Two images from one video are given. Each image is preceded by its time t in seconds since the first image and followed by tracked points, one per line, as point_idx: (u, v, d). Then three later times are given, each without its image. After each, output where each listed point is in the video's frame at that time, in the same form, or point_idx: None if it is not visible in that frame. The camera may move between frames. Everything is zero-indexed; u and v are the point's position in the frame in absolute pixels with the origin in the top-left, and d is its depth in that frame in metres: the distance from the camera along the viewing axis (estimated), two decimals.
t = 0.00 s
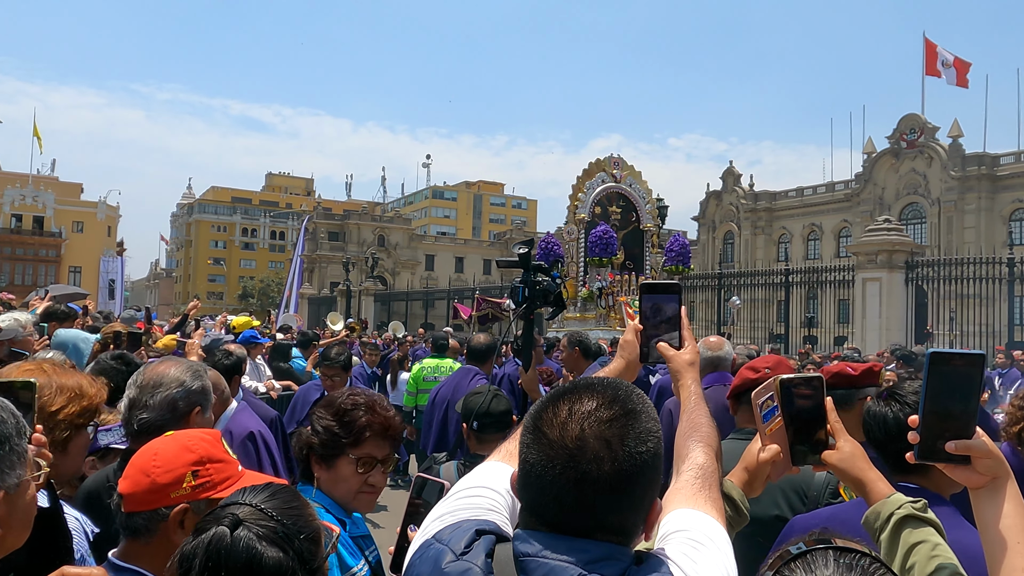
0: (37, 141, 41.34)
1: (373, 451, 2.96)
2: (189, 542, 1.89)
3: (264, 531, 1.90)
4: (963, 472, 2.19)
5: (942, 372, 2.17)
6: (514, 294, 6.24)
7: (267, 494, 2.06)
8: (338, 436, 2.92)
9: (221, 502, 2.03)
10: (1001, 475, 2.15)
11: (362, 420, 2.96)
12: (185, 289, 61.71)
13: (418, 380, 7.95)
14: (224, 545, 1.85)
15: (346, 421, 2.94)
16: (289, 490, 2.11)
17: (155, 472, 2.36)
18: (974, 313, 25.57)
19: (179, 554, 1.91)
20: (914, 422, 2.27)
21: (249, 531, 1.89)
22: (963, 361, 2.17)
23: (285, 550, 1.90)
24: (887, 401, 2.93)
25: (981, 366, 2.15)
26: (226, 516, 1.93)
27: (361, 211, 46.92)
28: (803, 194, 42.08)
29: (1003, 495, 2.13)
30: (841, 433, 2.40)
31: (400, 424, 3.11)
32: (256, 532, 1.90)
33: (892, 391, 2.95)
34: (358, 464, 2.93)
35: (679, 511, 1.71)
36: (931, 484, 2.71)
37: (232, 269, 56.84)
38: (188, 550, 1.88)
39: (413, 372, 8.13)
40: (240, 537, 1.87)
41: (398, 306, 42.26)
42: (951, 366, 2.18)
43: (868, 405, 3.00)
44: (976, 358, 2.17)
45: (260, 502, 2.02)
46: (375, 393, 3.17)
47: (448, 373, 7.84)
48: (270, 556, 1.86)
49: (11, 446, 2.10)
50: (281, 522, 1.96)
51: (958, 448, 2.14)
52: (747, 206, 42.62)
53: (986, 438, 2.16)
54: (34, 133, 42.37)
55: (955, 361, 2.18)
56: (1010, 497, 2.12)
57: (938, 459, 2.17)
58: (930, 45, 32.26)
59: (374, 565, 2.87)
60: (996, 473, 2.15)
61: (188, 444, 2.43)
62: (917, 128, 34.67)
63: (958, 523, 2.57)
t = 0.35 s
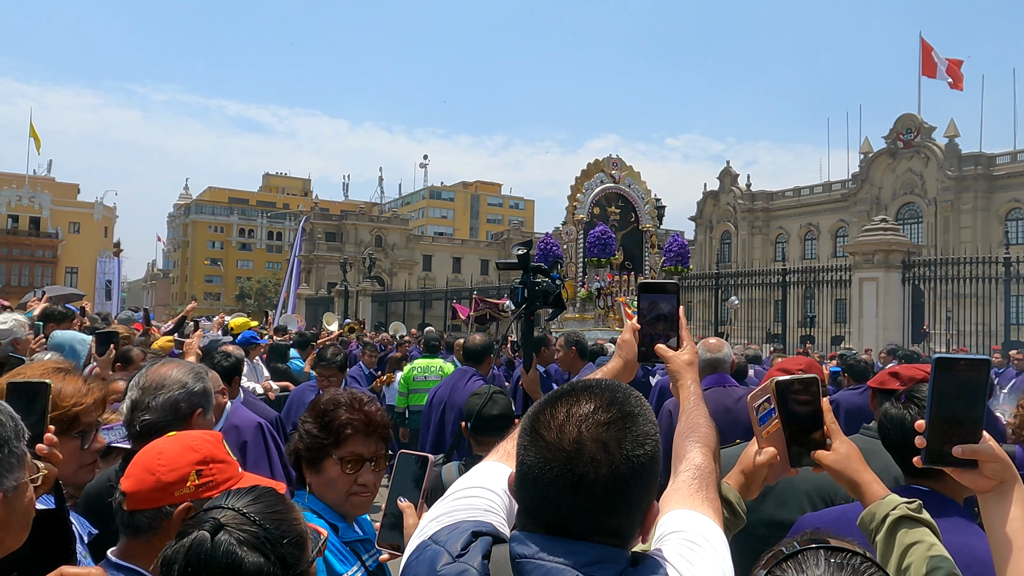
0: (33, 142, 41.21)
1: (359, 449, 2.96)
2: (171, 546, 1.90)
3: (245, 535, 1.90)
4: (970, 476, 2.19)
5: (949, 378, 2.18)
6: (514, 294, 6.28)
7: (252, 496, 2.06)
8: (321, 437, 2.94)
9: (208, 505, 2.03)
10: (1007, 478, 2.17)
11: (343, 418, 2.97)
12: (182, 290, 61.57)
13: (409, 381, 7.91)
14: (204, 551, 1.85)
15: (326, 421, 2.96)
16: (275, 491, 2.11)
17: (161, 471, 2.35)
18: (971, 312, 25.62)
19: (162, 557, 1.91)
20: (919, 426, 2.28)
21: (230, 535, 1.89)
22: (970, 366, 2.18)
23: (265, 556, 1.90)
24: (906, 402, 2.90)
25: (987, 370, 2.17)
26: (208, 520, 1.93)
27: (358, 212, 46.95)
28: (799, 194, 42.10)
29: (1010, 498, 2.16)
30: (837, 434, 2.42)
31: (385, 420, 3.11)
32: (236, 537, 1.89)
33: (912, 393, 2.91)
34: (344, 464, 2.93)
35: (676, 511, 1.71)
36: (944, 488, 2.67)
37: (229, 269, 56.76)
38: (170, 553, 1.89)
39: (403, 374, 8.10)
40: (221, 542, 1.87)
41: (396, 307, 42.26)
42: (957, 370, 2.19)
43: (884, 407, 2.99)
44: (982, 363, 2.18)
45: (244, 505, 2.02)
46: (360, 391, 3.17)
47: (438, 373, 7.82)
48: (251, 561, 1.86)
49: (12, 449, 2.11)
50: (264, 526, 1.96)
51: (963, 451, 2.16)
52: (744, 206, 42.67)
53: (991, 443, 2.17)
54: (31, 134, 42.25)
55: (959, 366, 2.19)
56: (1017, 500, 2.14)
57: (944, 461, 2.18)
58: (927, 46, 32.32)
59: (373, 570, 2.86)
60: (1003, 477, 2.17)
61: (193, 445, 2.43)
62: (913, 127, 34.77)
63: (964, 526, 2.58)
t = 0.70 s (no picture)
0: (29, 142, 41.04)
1: (333, 455, 2.96)
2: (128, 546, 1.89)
3: (201, 534, 1.87)
4: (969, 473, 2.17)
5: (948, 373, 2.19)
6: (514, 295, 6.29)
7: (209, 494, 2.02)
8: (293, 447, 2.96)
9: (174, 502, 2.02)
10: (1007, 476, 2.15)
11: (314, 425, 2.97)
12: (179, 290, 61.48)
13: (402, 382, 7.89)
14: (156, 550, 1.83)
15: (297, 429, 2.98)
16: (234, 489, 2.07)
17: (162, 470, 2.36)
18: (967, 312, 25.65)
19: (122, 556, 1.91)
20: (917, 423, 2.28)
21: (186, 533, 1.86)
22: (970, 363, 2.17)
23: (222, 553, 1.87)
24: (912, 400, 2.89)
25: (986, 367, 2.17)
26: (166, 518, 1.91)
27: (356, 212, 46.93)
28: (796, 193, 42.10)
29: (1008, 496, 2.13)
30: (827, 438, 2.39)
31: (362, 424, 3.09)
32: (193, 535, 1.86)
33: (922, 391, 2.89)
34: (320, 471, 2.92)
35: (668, 509, 1.70)
36: (944, 488, 2.68)
37: (226, 269, 56.63)
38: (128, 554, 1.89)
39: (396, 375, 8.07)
40: (176, 540, 1.84)
41: (393, 308, 42.21)
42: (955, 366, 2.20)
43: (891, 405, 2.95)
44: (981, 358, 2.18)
45: (201, 503, 1.97)
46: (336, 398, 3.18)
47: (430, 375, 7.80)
48: (206, 558, 1.83)
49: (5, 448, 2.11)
50: (224, 524, 1.93)
51: (962, 448, 2.14)
52: (741, 206, 42.70)
53: (991, 439, 2.15)
54: (27, 134, 42.07)
55: (960, 363, 2.19)
56: (1016, 497, 2.12)
57: (943, 458, 2.17)
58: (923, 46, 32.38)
59: None
60: (1002, 474, 2.15)
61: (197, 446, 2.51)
62: (910, 128, 34.83)
63: (961, 528, 2.57)
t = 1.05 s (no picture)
0: (27, 143, 40.89)
1: (317, 445, 2.95)
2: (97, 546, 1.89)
3: (172, 528, 1.87)
4: (962, 474, 2.17)
5: (938, 373, 2.18)
6: (514, 295, 6.31)
7: (177, 490, 2.02)
8: (279, 441, 3.00)
9: (143, 498, 2.02)
10: (1000, 477, 2.15)
11: (296, 416, 2.99)
12: (177, 291, 61.34)
13: (400, 382, 7.90)
14: (127, 546, 1.82)
15: (282, 424, 3.01)
16: (200, 484, 2.08)
17: (151, 469, 2.36)
18: (965, 312, 25.68)
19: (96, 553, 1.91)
20: (909, 423, 2.28)
21: (156, 529, 1.86)
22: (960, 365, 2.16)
23: (195, 544, 1.87)
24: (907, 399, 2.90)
25: (977, 369, 2.16)
26: (135, 514, 1.91)
27: (354, 213, 46.95)
28: (794, 194, 42.09)
29: (1001, 497, 2.13)
30: (819, 453, 2.39)
31: (347, 414, 3.05)
32: (164, 530, 1.86)
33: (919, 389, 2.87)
34: (303, 462, 2.92)
35: (663, 509, 1.69)
36: (940, 488, 2.68)
37: (224, 270, 56.51)
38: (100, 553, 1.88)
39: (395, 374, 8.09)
40: (146, 536, 1.84)
41: (392, 308, 42.15)
42: (944, 366, 2.19)
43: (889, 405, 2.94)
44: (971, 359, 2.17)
45: (170, 499, 1.97)
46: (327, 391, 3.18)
47: (429, 375, 7.79)
48: (178, 551, 1.82)
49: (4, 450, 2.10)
50: (194, 516, 1.93)
51: (954, 449, 2.14)
52: (739, 207, 42.69)
53: (983, 439, 2.15)
54: (25, 134, 41.91)
55: (952, 362, 2.17)
56: (1008, 498, 2.13)
57: (935, 461, 2.17)
58: (921, 46, 32.41)
59: None
60: (995, 475, 2.15)
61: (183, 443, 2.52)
62: (908, 128, 34.84)
63: (956, 529, 2.57)
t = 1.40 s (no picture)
0: (26, 144, 40.84)
1: (316, 446, 2.96)
2: (106, 539, 1.90)
3: (182, 517, 1.88)
4: (964, 476, 2.18)
5: (938, 374, 2.19)
6: (515, 296, 6.32)
7: (184, 482, 2.03)
8: (279, 443, 3.02)
9: (148, 494, 2.02)
10: (1002, 478, 2.15)
11: (295, 418, 3.01)
12: (176, 292, 61.30)
13: (398, 382, 7.90)
14: (139, 534, 1.83)
15: (281, 427, 3.04)
16: (207, 476, 2.09)
17: (131, 479, 2.33)
18: (964, 312, 25.69)
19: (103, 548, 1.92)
20: (911, 426, 2.28)
21: (167, 519, 1.87)
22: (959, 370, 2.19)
23: (206, 532, 1.88)
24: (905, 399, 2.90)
25: (978, 371, 2.18)
26: (143, 505, 1.92)
27: (353, 214, 46.94)
28: (793, 194, 42.09)
29: (1004, 497, 2.14)
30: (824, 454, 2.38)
31: (346, 417, 3.05)
32: (175, 519, 1.87)
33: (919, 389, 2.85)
34: (302, 463, 2.94)
35: (665, 508, 1.70)
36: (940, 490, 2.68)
37: (223, 271, 56.48)
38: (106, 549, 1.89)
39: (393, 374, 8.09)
40: (157, 526, 1.84)
41: (391, 309, 42.11)
42: (945, 367, 2.19)
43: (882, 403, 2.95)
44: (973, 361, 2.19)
45: (177, 489, 1.99)
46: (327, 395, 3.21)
47: (428, 376, 7.77)
48: (190, 540, 1.84)
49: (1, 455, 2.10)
50: (203, 506, 1.94)
51: (955, 451, 2.15)
52: (738, 207, 42.72)
53: (985, 441, 2.16)
54: (24, 135, 41.85)
55: (951, 362, 2.19)
56: (1012, 499, 2.13)
57: (937, 464, 2.17)
58: (919, 46, 32.43)
59: None
60: (998, 477, 2.15)
61: (158, 446, 2.48)
62: (906, 128, 34.82)
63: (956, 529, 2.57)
